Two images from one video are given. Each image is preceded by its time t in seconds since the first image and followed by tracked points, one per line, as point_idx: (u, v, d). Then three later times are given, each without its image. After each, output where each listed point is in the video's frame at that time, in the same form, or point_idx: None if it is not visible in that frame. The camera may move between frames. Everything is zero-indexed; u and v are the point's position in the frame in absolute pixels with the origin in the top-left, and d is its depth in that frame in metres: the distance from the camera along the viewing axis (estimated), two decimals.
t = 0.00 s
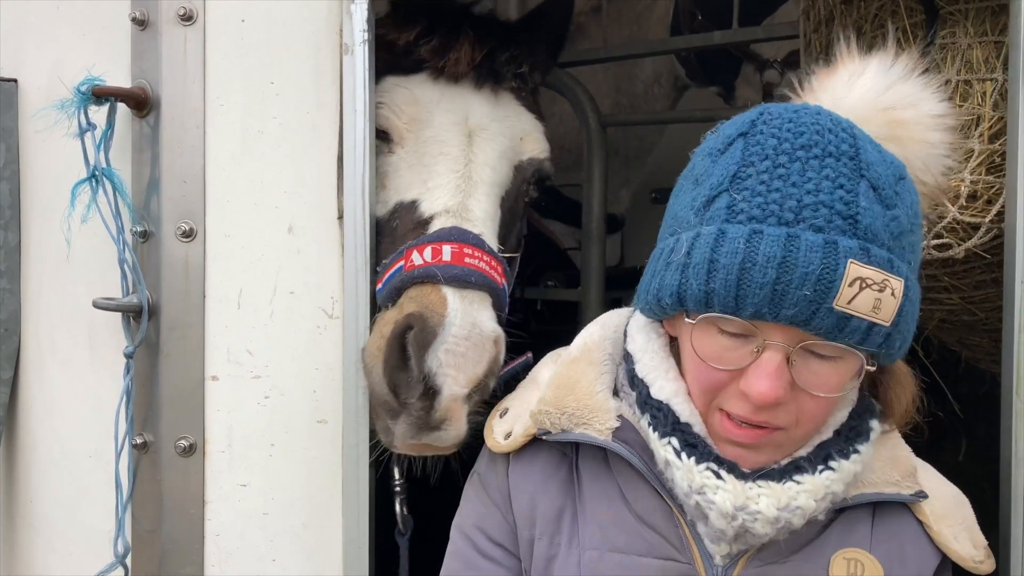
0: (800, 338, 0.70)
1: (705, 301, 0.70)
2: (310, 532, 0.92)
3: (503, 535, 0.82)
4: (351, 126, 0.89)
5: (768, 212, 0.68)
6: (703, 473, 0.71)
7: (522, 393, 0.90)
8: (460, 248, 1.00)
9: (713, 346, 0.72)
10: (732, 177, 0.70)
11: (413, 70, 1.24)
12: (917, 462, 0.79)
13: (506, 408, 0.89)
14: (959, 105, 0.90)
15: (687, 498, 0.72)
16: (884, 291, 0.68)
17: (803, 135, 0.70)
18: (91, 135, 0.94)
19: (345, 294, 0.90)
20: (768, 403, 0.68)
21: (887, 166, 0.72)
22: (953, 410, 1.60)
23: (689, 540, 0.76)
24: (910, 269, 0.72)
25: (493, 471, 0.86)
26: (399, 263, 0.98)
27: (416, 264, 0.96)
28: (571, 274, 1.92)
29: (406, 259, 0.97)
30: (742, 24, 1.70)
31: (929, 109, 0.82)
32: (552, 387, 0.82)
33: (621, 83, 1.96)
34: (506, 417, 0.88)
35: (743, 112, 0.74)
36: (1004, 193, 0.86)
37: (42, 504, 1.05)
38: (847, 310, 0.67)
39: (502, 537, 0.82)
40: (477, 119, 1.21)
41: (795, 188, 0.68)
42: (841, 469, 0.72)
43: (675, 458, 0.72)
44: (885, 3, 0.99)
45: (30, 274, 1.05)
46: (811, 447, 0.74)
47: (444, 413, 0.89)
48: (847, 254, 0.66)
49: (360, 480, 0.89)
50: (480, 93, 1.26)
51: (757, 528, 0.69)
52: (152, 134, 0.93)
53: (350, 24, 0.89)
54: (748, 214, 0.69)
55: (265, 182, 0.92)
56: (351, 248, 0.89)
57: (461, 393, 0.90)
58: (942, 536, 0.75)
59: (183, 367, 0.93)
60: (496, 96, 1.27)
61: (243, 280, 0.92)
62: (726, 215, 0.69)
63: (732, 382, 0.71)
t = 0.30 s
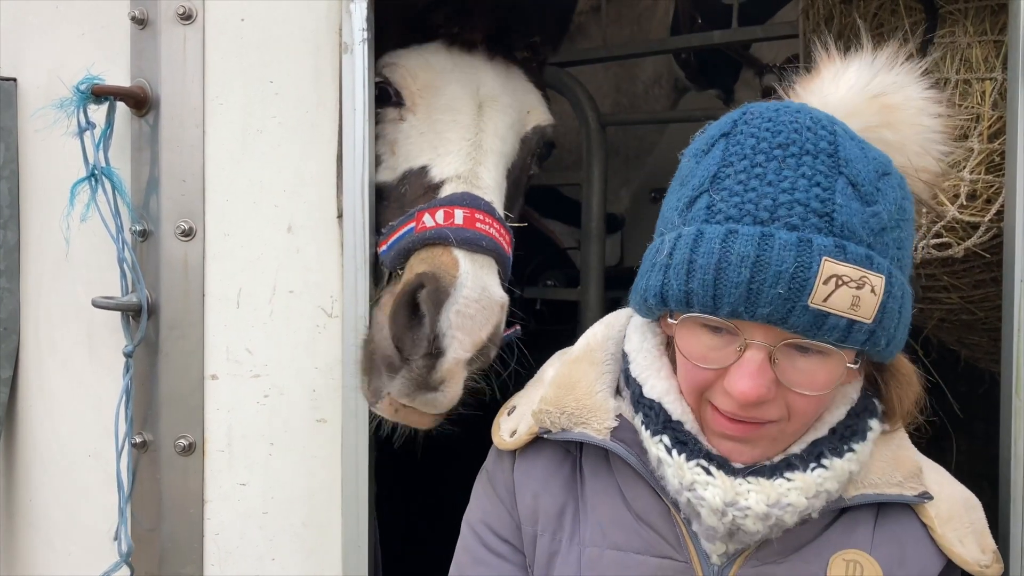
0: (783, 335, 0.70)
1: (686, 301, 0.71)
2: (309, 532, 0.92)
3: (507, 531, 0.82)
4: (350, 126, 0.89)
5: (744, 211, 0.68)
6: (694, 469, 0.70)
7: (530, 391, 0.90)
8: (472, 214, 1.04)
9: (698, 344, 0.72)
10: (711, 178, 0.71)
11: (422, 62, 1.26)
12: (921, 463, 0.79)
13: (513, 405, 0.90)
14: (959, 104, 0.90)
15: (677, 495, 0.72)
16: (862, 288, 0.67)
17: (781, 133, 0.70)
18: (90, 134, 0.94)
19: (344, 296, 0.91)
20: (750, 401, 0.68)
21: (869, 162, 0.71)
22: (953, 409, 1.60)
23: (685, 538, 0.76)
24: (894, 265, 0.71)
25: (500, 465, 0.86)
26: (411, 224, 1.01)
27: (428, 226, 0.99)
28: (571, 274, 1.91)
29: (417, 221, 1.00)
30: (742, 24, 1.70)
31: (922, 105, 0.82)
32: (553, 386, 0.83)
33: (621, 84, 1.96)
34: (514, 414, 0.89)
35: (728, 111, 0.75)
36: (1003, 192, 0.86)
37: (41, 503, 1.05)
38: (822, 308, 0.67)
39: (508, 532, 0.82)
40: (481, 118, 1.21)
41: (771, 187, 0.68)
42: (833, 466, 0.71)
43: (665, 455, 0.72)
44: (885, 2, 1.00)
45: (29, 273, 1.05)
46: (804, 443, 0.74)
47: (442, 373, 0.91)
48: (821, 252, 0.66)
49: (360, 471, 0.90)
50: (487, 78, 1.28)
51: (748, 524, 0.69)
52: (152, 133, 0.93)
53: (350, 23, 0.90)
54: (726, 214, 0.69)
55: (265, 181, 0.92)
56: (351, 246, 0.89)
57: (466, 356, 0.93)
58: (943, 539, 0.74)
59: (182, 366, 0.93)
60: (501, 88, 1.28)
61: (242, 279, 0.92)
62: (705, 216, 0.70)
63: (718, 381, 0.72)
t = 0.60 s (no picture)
0: (754, 270, 0.74)
1: (662, 250, 0.78)
2: (310, 531, 0.92)
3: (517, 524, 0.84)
4: (351, 124, 0.89)
5: (707, 164, 0.77)
6: (687, 440, 0.73)
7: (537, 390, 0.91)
8: (468, 238, 1.14)
9: (680, 296, 0.77)
10: (683, 150, 0.80)
11: (418, 81, 1.32)
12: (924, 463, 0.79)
13: (525, 403, 0.91)
14: (961, 103, 0.89)
15: (674, 469, 0.74)
16: (817, 213, 0.73)
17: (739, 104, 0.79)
18: (91, 133, 0.94)
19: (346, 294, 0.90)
20: (723, 330, 0.72)
21: (822, 125, 0.78)
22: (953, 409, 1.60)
23: (689, 526, 0.76)
24: (853, 207, 0.76)
25: (510, 459, 0.88)
26: (408, 252, 1.11)
27: (425, 253, 1.10)
28: (571, 274, 1.91)
29: (415, 248, 1.11)
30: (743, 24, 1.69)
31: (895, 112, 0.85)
32: (562, 377, 0.86)
33: (624, 86, 1.97)
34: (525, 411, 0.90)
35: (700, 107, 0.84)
36: (1006, 191, 0.86)
37: (41, 503, 1.05)
38: (780, 229, 0.72)
39: (519, 524, 0.84)
40: (476, 138, 1.29)
41: (729, 140, 0.76)
42: (825, 440, 0.72)
43: (662, 428, 0.75)
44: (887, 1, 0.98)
45: (30, 272, 1.05)
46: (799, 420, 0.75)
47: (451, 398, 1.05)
48: (773, 180, 0.73)
49: (360, 464, 0.89)
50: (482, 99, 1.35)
51: (741, 495, 0.71)
52: (152, 132, 0.93)
53: (350, 22, 0.89)
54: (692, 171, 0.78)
55: (266, 180, 0.92)
56: (352, 245, 0.89)
57: (467, 379, 1.06)
58: (944, 530, 0.74)
59: (183, 365, 0.92)
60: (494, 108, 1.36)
61: (243, 278, 0.92)
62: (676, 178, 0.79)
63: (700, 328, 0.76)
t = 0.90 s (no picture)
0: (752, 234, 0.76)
1: (667, 222, 0.81)
2: (309, 531, 0.92)
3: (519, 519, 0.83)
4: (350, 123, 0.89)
5: (709, 144, 0.81)
6: (689, 413, 0.73)
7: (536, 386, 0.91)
8: (475, 234, 1.14)
9: (682, 266, 0.79)
10: (685, 143, 0.84)
11: (416, 80, 1.32)
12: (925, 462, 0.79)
13: (523, 399, 0.90)
14: (962, 102, 0.89)
15: (675, 444, 0.74)
16: (813, 180, 0.76)
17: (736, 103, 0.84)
18: (91, 132, 0.94)
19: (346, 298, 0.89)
20: (723, 283, 0.74)
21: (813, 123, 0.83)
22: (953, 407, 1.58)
23: (691, 515, 0.77)
24: (845, 187, 0.79)
25: (511, 453, 0.87)
26: (418, 248, 1.14)
27: (434, 249, 1.12)
28: (571, 274, 1.92)
29: (424, 244, 1.13)
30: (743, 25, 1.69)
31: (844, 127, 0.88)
32: (567, 368, 0.86)
33: (625, 89, 1.97)
34: (523, 405, 0.89)
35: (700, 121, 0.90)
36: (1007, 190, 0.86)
37: (41, 503, 1.04)
38: (779, 190, 0.75)
39: (523, 517, 0.83)
40: (474, 131, 1.29)
41: (729, 125, 0.81)
42: (820, 411, 0.72)
43: (664, 404, 0.74)
44: None
45: (29, 272, 1.04)
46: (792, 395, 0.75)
47: (466, 391, 1.05)
48: (771, 151, 0.77)
49: (360, 463, 0.89)
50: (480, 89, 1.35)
51: (743, 467, 0.71)
52: (152, 131, 0.93)
53: (350, 20, 0.89)
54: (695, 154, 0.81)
55: (266, 179, 0.91)
56: (352, 245, 0.89)
57: (483, 371, 1.06)
58: (936, 511, 0.74)
59: (182, 365, 0.92)
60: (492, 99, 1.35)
61: (242, 277, 0.92)
62: (680, 162, 0.83)
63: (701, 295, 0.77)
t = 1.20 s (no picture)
0: (715, 255, 0.77)
1: (632, 243, 0.81)
2: (308, 532, 0.92)
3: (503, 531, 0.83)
4: (348, 124, 0.89)
5: (670, 161, 0.80)
6: (661, 421, 0.73)
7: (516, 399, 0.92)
8: (468, 244, 1.16)
9: (651, 289, 0.80)
10: (650, 154, 0.84)
11: (408, 88, 1.32)
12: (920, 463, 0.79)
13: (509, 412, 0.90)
14: (960, 102, 0.89)
15: (650, 452, 0.75)
16: (773, 199, 0.76)
17: (697, 107, 0.82)
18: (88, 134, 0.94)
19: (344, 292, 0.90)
20: (684, 310, 0.75)
21: (777, 125, 0.81)
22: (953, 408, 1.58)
23: (671, 519, 0.77)
24: (809, 196, 0.78)
25: (496, 467, 0.87)
26: (413, 262, 1.16)
27: (429, 263, 1.14)
28: (572, 274, 1.88)
29: (418, 258, 1.15)
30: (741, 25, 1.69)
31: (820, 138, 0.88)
32: (544, 382, 0.87)
33: (624, 91, 1.97)
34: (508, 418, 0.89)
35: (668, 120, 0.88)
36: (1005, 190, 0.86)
37: (38, 505, 1.04)
38: (737, 214, 0.75)
39: (508, 528, 0.83)
40: (466, 139, 1.29)
41: (689, 138, 0.80)
42: (793, 413, 0.72)
43: (636, 413, 0.75)
44: None
45: (27, 273, 1.04)
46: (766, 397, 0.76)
47: (459, 400, 1.08)
48: (729, 170, 0.76)
49: (359, 463, 0.89)
50: (470, 98, 1.34)
51: (716, 471, 0.71)
52: (149, 132, 0.93)
53: (347, 22, 0.89)
54: (657, 170, 0.81)
55: (263, 180, 0.91)
56: (349, 247, 0.89)
57: (477, 380, 1.08)
58: (917, 509, 0.73)
59: (180, 366, 0.92)
60: (483, 106, 1.35)
61: (241, 278, 0.92)
62: (644, 178, 0.82)
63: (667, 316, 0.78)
